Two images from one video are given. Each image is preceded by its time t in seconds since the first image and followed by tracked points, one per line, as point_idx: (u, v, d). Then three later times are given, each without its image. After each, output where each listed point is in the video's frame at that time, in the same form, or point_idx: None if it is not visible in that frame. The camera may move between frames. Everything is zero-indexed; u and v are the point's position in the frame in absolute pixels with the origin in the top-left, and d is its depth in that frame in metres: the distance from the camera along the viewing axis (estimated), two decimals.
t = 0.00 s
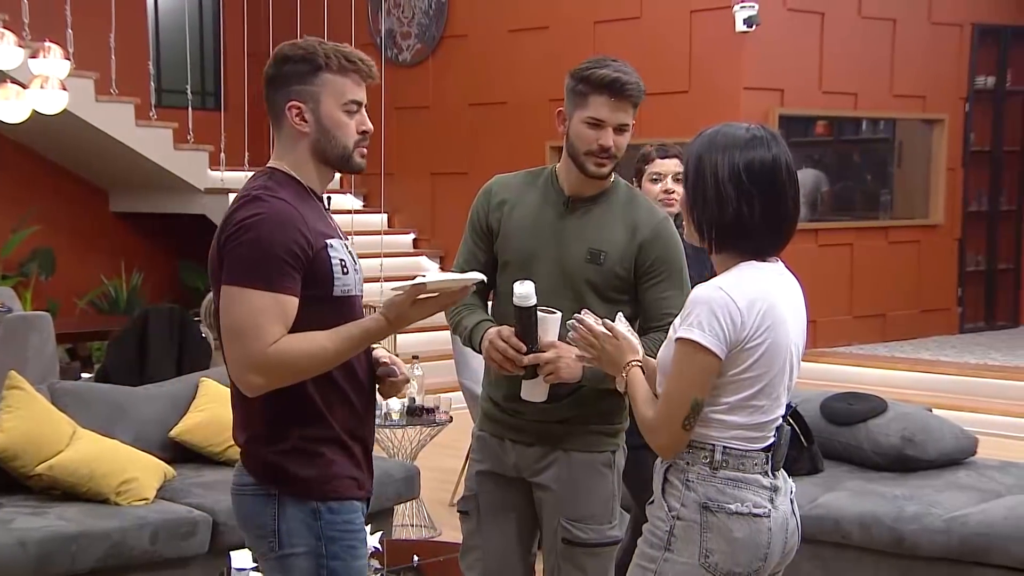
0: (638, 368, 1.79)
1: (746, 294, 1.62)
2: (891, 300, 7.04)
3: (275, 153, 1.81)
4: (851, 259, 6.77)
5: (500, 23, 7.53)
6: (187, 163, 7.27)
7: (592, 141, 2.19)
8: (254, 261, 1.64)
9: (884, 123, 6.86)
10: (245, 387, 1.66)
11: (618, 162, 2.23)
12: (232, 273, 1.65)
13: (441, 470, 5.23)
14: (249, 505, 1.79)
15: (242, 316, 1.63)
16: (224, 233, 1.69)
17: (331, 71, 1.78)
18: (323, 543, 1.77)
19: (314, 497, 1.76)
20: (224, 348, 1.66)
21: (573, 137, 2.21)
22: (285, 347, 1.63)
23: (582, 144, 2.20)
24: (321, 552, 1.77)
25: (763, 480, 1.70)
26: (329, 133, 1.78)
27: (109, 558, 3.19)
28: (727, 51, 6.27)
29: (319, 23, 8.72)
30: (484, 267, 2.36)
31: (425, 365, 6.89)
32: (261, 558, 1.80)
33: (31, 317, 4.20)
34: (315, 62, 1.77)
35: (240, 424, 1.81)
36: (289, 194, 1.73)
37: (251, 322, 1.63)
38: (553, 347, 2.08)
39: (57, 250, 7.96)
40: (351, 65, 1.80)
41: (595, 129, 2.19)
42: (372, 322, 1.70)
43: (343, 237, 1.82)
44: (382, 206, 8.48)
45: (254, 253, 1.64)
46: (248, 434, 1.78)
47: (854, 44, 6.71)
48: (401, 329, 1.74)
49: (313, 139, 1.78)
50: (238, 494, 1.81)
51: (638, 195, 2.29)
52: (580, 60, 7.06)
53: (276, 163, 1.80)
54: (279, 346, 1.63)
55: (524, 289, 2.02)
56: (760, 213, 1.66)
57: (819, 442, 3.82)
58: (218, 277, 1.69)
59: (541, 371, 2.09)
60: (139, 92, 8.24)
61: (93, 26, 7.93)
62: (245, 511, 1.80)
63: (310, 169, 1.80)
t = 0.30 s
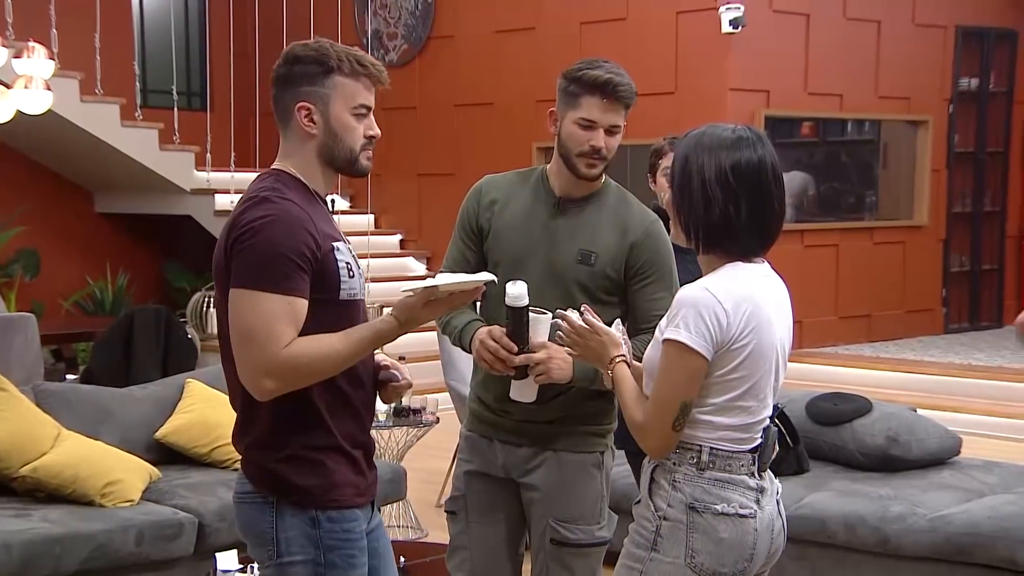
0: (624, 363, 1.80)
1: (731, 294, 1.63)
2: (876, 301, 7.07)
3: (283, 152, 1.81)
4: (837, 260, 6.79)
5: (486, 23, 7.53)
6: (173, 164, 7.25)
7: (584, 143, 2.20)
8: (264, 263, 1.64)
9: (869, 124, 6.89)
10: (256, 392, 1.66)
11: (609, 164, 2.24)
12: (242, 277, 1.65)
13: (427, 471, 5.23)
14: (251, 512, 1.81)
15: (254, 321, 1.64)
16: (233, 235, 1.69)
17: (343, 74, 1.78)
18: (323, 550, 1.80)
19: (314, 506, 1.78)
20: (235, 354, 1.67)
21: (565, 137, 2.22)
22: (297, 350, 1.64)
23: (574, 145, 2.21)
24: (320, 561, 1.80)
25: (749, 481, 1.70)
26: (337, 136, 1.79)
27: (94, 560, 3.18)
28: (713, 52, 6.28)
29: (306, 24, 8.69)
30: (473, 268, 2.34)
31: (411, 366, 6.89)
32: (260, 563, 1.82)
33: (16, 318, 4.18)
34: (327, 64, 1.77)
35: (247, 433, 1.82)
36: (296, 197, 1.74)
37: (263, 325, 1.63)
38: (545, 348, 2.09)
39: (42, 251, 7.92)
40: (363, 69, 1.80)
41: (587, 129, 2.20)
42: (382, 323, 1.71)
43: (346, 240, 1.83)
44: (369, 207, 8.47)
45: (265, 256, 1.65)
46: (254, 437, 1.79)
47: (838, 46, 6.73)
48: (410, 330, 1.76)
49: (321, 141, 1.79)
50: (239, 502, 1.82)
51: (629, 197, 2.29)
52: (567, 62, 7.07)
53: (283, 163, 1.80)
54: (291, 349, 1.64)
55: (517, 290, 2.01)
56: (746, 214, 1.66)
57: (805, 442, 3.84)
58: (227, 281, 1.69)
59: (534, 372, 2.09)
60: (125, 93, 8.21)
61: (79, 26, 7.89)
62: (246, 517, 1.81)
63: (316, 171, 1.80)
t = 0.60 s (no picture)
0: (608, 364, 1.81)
1: (720, 295, 1.64)
2: (863, 302, 7.09)
3: (293, 153, 1.83)
4: (825, 262, 6.82)
5: (475, 25, 7.53)
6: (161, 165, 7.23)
7: (573, 145, 2.21)
8: (277, 261, 1.66)
9: (857, 126, 6.92)
10: (272, 389, 1.68)
11: (598, 166, 2.24)
12: (254, 275, 1.67)
13: (416, 473, 5.23)
14: (254, 512, 1.82)
15: (268, 318, 1.65)
16: (244, 234, 1.71)
17: (354, 78, 1.79)
18: (323, 553, 1.80)
19: (316, 508, 1.79)
20: (249, 353, 1.68)
21: (553, 140, 2.23)
22: (311, 346, 1.66)
23: (563, 147, 2.22)
24: (320, 563, 1.80)
25: (737, 483, 1.71)
26: (345, 139, 1.80)
27: (81, 562, 3.17)
28: (702, 53, 6.30)
29: (294, 26, 8.67)
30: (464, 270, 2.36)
31: (399, 368, 6.88)
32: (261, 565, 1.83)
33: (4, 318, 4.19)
34: (339, 66, 1.79)
35: (251, 433, 1.82)
36: (306, 196, 1.76)
37: (277, 323, 1.65)
38: (534, 348, 2.09)
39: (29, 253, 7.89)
40: (375, 74, 1.81)
41: (575, 132, 2.21)
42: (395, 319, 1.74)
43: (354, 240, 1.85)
44: (358, 208, 8.46)
45: (277, 254, 1.66)
46: (260, 437, 1.80)
47: (826, 47, 6.76)
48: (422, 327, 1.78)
49: (330, 143, 1.80)
50: (244, 501, 1.84)
51: (618, 198, 2.30)
52: (556, 64, 7.08)
53: (293, 164, 1.82)
54: (306, 346, 1.66)
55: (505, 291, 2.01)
56: (732, 215, 1.67)
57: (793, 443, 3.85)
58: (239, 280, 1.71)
59: (522, 373, 2.10)
60: (112, 94, 8.18)
61: (66, 27, 7.86)
62: (250, 517, 1.83)
63: (324, 174, 1.82)
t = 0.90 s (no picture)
0: (607, 364, 1.81)
1: (708, 296, 1.64)
2: (859, 303, 7.10)
3: (315, 153, 1.88)
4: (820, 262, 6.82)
5: (471, 26, 7.53)
6: (156, 166, 7.22)
7: (569, 141, 2.21)
8: (289, 260, 1.72)
9: (852, 127, 6.94)
10: (292, 385, 1.74)
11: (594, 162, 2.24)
12: (268, 274, 1.73)
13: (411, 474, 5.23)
14: (274, 503, 1.89)
15: (283, 315, 1.72)
16: (258, 234, 1.77)
17: (382, 76, 1.89)
18: (332, 546, 1.84)
19: (328, 504, 1.83)
20: (268, 350, 1.75)
21: (550, 137, 2.23)
22: (325, 340, 1.71)
23: (558, 145, 2.22)
24: (331, 557, 1.85)
25: (732, 482, 1.71)
26: (380, 135, 1.89)
27: (77, 563, 3.17)
28: (698, 55, 6.30)
29: (289, 27, 8.66)
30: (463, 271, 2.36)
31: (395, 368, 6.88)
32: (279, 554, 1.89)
33: None
34: (368, 65, 1.86)
35: (273, 426, 1.88)
36: (317, 193, 1.81)
37: (292, 319, 1.71)
38: (531, 339, 2.10)
39: (26, 254, 7.87)
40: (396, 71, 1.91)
41: (571, 127, 2.21)
42: (406, 305, 1.75)
43: (371, 236, 1.90)
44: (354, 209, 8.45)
45: (288, 253, 1.72)
46: (280, 431, 1.87)
47: (821, 47, 6.77)
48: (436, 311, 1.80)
49: (364, 142, 1.88)
50: (266, 492, 1.91)
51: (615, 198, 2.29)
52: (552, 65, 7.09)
53: (323, 165, 1.87)
54: (320, 340, 1.71)
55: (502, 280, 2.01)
56: (717, 216, 1.67)
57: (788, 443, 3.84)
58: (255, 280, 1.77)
59: (520, 363, 2.10)
60: (108, 95, 8.18)
61: (62, 28, 7.85)
62: (270, 507, 1.89)
63: (354, 170, 1.90)
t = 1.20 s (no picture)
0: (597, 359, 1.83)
1: (677, 292, 1.65)
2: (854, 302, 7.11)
3: (330, 156, 1.89)
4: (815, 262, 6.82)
5: (467, 26, 7.53)
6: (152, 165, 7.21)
7: (555, 144, 2.23)
8: (304, 259, 1.73)
9: (847, 127, 6.95)
10: (308, 383, 1.75)
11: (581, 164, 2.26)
12: (283, 273, 1.74)
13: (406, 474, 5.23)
14: (285, 498, 1.89)
15: (298, 314, 1.72)
16: (272, 233, 1.78)
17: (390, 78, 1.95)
18: (340, 542, 1.85)
19: (339, 499, 1.84)
20: (284, 349, 1.76)
21: (538, 140, 2.25)
22: (341, 337, 1.72)
23: (546, 148, 2.24)
24: (339, 552, 1.85)
25: (722, 480, 1.72)
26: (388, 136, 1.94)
27: (72, 563, 3.17)
28: (694, 56, 6.31)
29: (284, 27, 8.65)
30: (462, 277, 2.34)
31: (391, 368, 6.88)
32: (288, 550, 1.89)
33: None
34: (378, 65, 1.91)
35: (286, 422, 1.89)
36: (330, 191, 1.82)
37: (308, 317, 1.72)
38: (545, 337, 2.09)
39: (22, 253, 7.87)
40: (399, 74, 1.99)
41: (557, 131, 2.23)
42: (417, 302, 1.77)
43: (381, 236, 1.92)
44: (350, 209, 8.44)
45: (303, 251, 1.73)
46: (292, 425, 1.88)
47: (817, 46, 6.77)
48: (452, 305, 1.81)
49: (374, 141, 1.92)
50: (278, 486, 1.91)
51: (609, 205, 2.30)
52: (547, 66, 7.09)
53: (335, 165, 1.89)
54: (336, 337, 1.72)
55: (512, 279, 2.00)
56: (702, 215, 1.70)
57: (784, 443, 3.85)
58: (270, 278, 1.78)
59: (535, 361, 2.10)
60: (103, 95, 8.17)
61: (58, 27, 7.85)
62: (280, 502, 1.90)
63: (362, 171, 1.94)
